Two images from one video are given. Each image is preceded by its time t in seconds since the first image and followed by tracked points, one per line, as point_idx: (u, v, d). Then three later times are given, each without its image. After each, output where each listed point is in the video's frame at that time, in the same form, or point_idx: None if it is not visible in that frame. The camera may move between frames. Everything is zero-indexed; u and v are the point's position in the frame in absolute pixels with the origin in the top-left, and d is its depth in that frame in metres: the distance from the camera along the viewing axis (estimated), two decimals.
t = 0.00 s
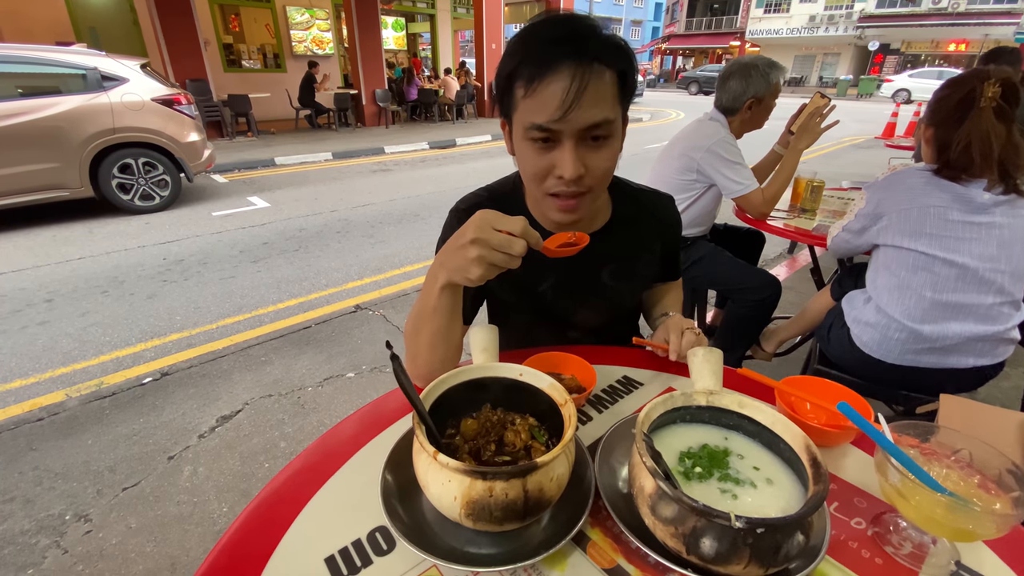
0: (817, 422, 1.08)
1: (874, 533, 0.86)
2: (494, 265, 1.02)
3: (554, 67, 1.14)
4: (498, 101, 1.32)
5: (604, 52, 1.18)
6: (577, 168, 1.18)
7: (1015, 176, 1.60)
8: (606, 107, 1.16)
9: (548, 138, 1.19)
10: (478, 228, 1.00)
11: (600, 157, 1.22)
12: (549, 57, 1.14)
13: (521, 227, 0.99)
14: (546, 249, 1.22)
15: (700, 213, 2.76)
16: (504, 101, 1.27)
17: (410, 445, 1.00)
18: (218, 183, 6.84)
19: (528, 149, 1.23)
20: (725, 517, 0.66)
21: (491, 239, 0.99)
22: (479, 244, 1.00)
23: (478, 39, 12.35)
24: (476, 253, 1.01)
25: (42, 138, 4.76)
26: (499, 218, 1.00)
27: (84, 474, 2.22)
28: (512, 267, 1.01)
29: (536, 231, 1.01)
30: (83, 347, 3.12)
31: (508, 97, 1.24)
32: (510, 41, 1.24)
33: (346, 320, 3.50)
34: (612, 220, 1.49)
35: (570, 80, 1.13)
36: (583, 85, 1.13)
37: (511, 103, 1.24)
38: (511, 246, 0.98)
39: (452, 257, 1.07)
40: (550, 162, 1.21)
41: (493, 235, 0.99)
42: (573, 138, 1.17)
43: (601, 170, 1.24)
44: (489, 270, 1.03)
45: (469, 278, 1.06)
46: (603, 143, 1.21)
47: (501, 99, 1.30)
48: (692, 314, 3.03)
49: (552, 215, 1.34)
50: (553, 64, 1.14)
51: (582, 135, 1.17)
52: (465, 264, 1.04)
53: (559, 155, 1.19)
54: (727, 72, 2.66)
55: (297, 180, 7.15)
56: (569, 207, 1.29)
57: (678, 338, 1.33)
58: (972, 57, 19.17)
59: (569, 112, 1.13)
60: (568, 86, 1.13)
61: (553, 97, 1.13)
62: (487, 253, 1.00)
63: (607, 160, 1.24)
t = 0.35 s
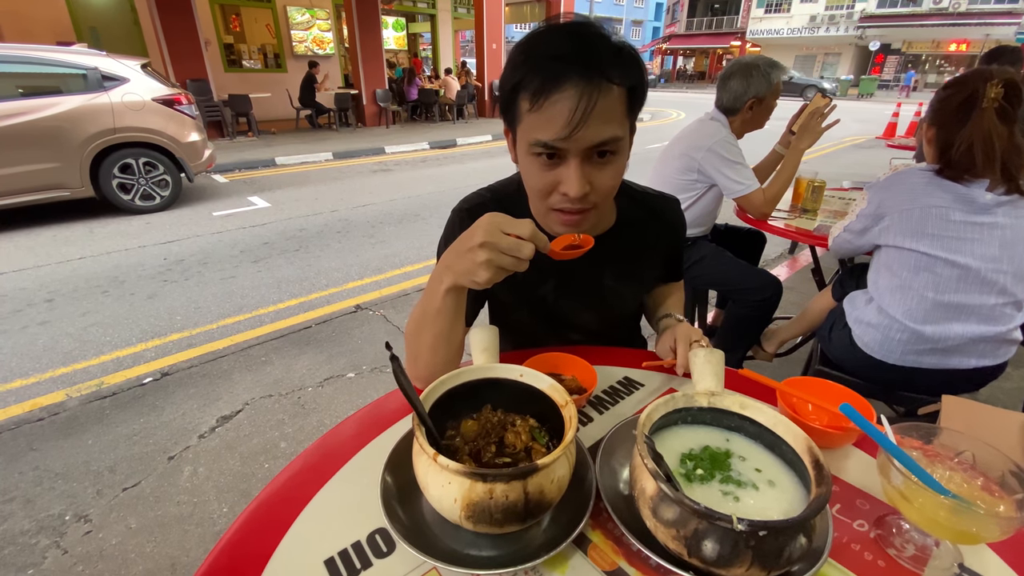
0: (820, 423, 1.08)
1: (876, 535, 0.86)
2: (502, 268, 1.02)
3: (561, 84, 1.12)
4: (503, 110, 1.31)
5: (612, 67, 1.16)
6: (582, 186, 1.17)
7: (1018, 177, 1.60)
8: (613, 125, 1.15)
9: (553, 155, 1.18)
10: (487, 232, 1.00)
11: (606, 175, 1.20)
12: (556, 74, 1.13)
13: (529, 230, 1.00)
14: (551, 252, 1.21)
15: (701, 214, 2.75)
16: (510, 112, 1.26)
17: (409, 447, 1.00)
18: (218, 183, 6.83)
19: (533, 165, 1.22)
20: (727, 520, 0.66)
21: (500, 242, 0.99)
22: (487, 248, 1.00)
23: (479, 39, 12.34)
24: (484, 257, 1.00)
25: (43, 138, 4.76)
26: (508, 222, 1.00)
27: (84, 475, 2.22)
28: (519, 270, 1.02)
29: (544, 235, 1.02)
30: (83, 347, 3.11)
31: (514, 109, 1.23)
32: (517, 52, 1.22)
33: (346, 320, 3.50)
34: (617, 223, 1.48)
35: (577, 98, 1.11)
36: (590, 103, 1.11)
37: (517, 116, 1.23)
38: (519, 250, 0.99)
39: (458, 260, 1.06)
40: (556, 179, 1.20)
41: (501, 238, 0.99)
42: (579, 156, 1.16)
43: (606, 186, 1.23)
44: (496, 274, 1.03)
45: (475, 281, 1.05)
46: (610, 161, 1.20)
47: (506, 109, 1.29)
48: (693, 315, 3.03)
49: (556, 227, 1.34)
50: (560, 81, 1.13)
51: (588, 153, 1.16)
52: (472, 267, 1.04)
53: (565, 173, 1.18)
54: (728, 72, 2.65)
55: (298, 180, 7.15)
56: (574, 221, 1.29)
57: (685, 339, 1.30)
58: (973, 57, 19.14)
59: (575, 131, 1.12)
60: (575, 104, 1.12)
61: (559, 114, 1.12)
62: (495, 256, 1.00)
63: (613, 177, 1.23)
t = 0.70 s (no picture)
0: (822, 422, 1.07)
1: (878, 535, 0.85)
2: (501, 269, 1.02)
3: (556, 74, 1.12)
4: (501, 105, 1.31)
5: (606, 57, 1.16)
6: (578, 177, 1.17)
7: (1020, 177, 1.60)
8: (607, 115, 1.15)
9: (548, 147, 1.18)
10: (486, 232, 0.99)
11: (602, 165, 1.21)
12: (551, 65, 1.13)
13: (528, 230, 0.99)
14: (552, 252, 1.21)
15: (702, 214, 2.75)
16: (506, 107, 1.26)
17: (410, 446, 1.00)
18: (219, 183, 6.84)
19: (529, 157, 1.22)
20: (730, 520, 0.66)
21: (499, 243, 0.99)
22: (486, 249, 1.00)
23: (479, 39, 12.35)
24: (483, 258, 1.00)
25: (44, 138, 4.76)
26: (507, 222, 1.00)
27: (85, 474, 2.22)
28: (518, 271, 1.01)
29: (543, 236, 1.02)
30: (84, 347, 3.11)
31: (511, 103, 1.23)
32: (513, 45, 1.22)
33: (346, 320, 3.50)
34: (617, 222, 1.48)
35: (572, 89, 1.12)
36: (584, 94, 1.11)
37: (513, 109, 1.23)
38: (518, 250, 0.98)
39: (458, 260, 1.06)
40: (552, 171, 1.20)
41: (501, 238, 0.98)
42: (574, 147, 1.16)
43: (602, 178, 1.23)
44: (495, 275, 1.03)
45: (474, 282, 1.05)
46: (606, 151, 1.20)
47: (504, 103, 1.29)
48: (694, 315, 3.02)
49: (554, 221, 1.34)
50: (554, 71, 1.12)
51: (583, 143, 1.16)
52: (471, 268, 1.03)
53: (561, 164, 1.18)
54: (729, 72, 2.65)
55: (299, 180, 7.15)
56: (571, 214, 1.29)
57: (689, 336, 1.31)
58: (974, 57, 19.12)
59: (570, 121, 1.12)
60: (569, 95, 1.11)
61: (554, 105, 1.12)
62: (494, 257, 1.00)
63: (609, 168, 1.23)
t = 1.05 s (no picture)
0: (825, 425, 1.07)
1: (881, 539, 0.85)
2: (483, 268, 1.01)
3: (530, 82, 1.11)
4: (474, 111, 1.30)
5: (576, 59, 1.15)
6: (563, 178, 1.19)
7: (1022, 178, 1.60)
8: (584, 116, 1.15)
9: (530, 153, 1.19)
10: (465, 232, 0.99)
11: (583, 162, 1.22)
12: (524, 74, 1.12)
13: (509, 229, 0.99)
14: (538, 250, 1.21)
15: (702, 214, 2.75)
16: (482, 115, 1.25)
17: (413, 449, 1.00)
18: (220, 183, 6.84)
19: (512, 163, 1.22)
20: (733, 524, 0.66)
21: (479, 241, 0.98)
22: (467, 248, 1.00)
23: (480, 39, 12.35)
24: (464, 257, 1.00)
25: (45, 138, 4.77)
26: (487, 221, 0.99)
27: (86, 475, 2.22)
28: (501, 269, 1.01)
29: (525, 232, 1.01)
30: (85, 348, 3.11)
31: (486, 113, 1.22)
32: (481, 54, 1.19)
33: (347, 321, 3.51)
34: (597, 212, 1.49)
35: (547, 96, 1.11)
36: (559, 99, 1.12)
37: (490, 118, 1.22)
38: (499, 249, 0.98)
39: (441, 261, 1.06)
40: (536, 175, 1.21)
41: (480, 237, 0.98)
42: (556, 150, 1.17)
43: (583, 174, 1.25)
44: (477, 274, 1.02)
45: (458, 282, 1.05)
46: (585, 149, 1.21)
47: (477, 110, 1.28)
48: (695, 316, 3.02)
49: (540, 218, 1.36)
50: (528, 79, 1.11)
51: (563, 145, 1.17)
52: (454, 269, 1.03)
53: (544, 168, 1.19)
54: (730, 73, 2.65)
55: (300, 180, 7.15)
56: (557, 212, 1.31)
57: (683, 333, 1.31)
58: (975, 57, 19.10)
59: (549, 126, 1.13)
60: (546, 102, 1.11)
61: (533, 114, 1.12)
62: (475, 256, 1.00)
63: (589, 164, 1.25)
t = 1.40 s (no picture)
0: (817, 426, 1.08)
1: (872, 539, 0.86)
2: (474, 274, 1.02)
3: (507, 85, 1.13)
4: (455, 121, 1.31)
5: (548, 60, 1.18)
6: (549, 176, 1.20)
7: (1018, 180, 1.60)
8: (562, 114, 1.17)
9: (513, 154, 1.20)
10: (457, 238, 1.00)
11: (566, 159, 1.24)
12: (500, 79, 1.13)
13: (502, 235, 0.99)
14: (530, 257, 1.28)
15: (700, 216, 2.76)
16: (463, 123, 1.26)
17: (409, 449, 1.01)
18: (220, 183, 6.86)
19: (497, 167, 1.23)
20: (723, 524, 0.66)
21: (471, 247, 0.99)
22: (459, 253, 1.00)
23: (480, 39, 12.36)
24: (456, 262, 1.01)
25: (45, 139, 4.78)
26: (479, 227, 1.00)
27: (86, 475, 2.23)
28: (493, 274, 1.01)
29: (517, 238, 1.01)
30: (85, 348, 3.12)
31: (467, 120, 1.23)
32: (456, 65, 1.21)
33: (347, 321, 3.52)
34: (579, 214, 1.50)
35: (526, 97, 1.13)
36: (537, 98, 1.13)
37: (471, 125, 1.23)
38: (490, 255, 0.98)
39: (434, 265, 1.07)
40: (522, 175, 1.22)
41: (472, 243, 0.99)
42: (538, 149, 1.18)
43: (567, 170, 1.26)
44: (469, 279, 1.03)
45: (450, 287, 1.06)
46: (565, 146, 1.23)
47: (457, 119, 1.29)
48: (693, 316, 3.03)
49: (528, 218, 1.36)
50: (505, 83, 1.13)
51: (545, 144, 1.18)
52: (446, 273, 1.05)
53: (529, 168, 1.20)
54: (728, 74, 2.66)
55: (300, 180, 7.17)
56: (546, 210, 1.31)
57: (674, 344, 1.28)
58: (976, 57, 19.08)
59: (530, 126, 1.14)
60: (525, 103, 1.13)
61: (513, 116, 1.14)
62: (467, 262, 1.00)
63: (572, 160, 1.26)
